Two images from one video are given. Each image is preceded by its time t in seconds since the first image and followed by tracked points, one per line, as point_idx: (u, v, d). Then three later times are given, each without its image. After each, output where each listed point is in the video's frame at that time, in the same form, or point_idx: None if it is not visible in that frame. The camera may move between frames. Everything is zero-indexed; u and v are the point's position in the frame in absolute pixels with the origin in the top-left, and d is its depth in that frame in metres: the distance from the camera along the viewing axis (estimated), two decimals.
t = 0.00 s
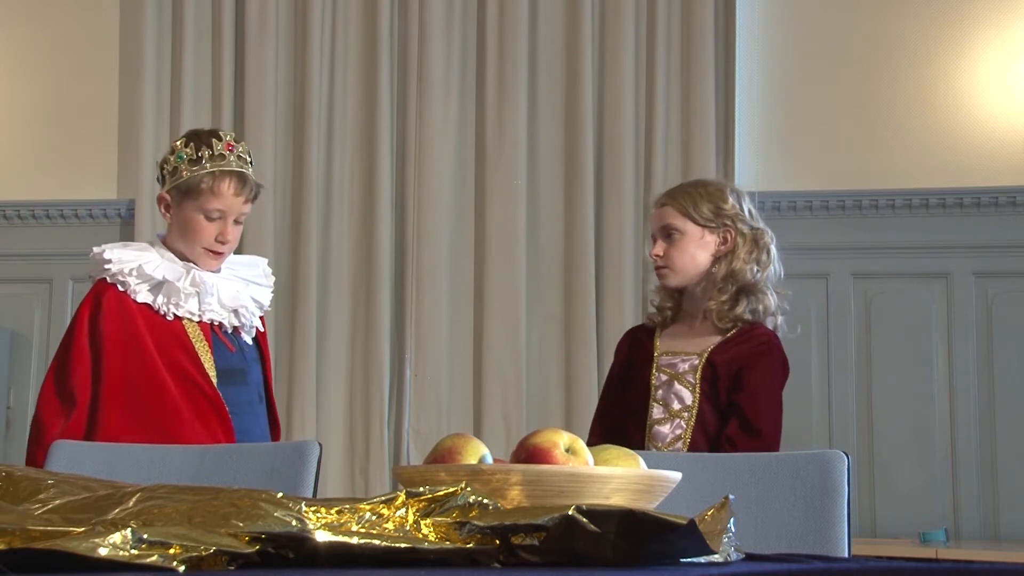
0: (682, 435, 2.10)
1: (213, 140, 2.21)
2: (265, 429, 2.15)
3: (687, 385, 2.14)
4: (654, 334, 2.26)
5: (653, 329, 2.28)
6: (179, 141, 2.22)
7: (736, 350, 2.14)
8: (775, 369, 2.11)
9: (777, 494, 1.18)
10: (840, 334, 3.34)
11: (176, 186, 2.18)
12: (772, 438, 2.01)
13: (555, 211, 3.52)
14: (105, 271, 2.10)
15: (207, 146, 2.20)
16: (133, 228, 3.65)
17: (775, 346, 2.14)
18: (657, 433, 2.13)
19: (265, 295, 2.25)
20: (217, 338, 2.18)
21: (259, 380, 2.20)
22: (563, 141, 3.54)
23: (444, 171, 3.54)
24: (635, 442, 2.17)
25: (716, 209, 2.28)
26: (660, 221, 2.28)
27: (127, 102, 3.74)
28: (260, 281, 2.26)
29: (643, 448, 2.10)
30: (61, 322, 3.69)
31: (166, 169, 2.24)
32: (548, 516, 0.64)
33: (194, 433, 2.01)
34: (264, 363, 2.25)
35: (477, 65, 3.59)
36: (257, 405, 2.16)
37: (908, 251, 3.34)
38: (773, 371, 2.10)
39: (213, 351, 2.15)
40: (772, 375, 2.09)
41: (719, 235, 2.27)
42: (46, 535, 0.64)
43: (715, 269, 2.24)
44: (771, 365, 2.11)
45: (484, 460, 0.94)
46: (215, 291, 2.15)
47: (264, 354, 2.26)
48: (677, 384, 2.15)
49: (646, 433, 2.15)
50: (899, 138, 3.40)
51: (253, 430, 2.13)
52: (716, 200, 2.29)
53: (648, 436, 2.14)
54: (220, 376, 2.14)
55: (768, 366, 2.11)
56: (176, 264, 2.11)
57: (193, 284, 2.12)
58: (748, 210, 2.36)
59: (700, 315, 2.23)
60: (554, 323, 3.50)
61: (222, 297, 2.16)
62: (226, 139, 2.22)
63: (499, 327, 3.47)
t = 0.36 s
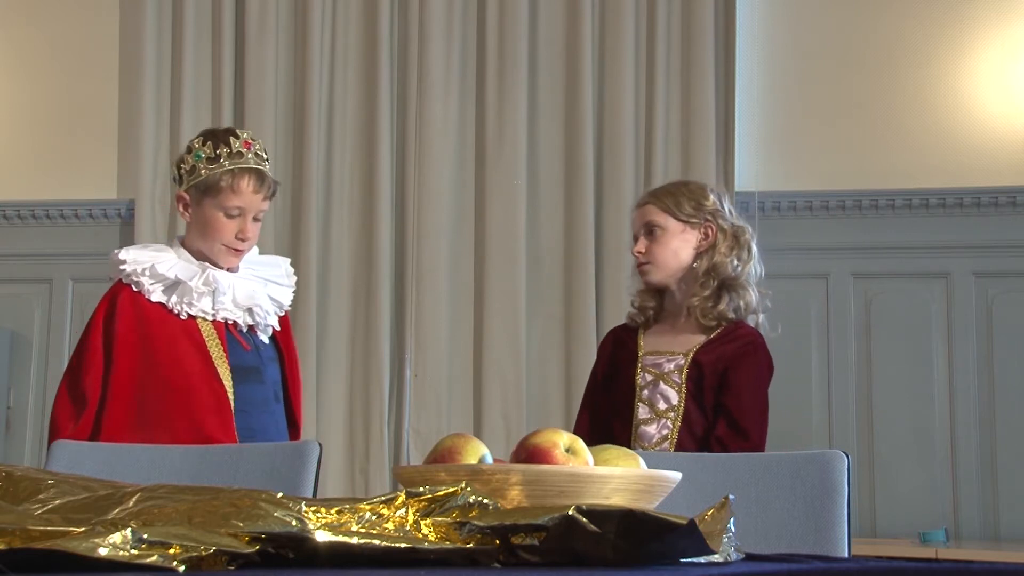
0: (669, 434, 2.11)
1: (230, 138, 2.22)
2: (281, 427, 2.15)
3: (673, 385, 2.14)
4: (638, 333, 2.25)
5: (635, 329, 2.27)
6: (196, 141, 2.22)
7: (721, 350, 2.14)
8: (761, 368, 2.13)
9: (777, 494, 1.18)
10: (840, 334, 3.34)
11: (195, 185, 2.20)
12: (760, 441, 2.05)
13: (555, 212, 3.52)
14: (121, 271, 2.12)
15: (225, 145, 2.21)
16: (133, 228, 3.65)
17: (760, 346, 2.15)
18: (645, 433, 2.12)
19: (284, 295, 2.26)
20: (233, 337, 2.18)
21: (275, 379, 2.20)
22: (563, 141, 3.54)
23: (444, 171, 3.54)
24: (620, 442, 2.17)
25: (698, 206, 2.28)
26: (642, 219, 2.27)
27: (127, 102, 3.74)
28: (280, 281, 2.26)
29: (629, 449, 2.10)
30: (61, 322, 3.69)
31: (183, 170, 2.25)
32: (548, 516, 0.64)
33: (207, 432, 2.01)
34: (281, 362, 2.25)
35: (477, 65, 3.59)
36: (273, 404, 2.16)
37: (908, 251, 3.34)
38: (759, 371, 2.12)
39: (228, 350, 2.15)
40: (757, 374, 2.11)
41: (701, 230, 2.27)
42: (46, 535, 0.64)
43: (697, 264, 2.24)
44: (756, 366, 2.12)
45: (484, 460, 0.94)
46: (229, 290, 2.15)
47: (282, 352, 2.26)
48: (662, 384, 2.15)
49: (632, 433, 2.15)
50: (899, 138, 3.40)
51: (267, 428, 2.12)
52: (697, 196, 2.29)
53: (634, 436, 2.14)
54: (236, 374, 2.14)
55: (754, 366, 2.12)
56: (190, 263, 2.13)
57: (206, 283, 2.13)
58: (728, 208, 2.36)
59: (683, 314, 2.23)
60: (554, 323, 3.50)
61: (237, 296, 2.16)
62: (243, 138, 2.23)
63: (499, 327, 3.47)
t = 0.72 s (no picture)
0: (661, 434, 2.11)
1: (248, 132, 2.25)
2: (300, 428, 2.14)
3: (665, 385, 2.14)
4: (630, 336, 2.25)
5: (627, 330, 2.27)
6: (211, 141, 2.24)
7: (714, 349, 2.15)
8: (754, 368, 2.13)
9: (777, 494, 1.18)
10: (840, 333, 3.35)
11: (221, 185, 2.23)
12: (752, 440, 2.04)
13: (556, 212, 3.52)
14: (143, 274, 2.14)
15: (244, 139, 2.24)
16: (133, 228, 3.65)
17: (753, 345, 2.15)
18: (637, 433, 2.12)
19: (307, 295, 2.23)
20: (251, 338, 2.17)
21: (295, 379, 2.18)
22: (563, 141, 3.54)
23: (444, 171, 3.54)
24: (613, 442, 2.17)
25: (688, 207, 2.27)
26: (633, 220, 2.26)
27: (126, 101, 3.74)
28: (303, 281, 2.24)
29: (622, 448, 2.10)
30: (61, 322, 3.69)
31: (200, 172, 2.26)
32: (548, 517, 0.64)
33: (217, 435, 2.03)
34: (303, 361, 2.23)
35: (477, 65, 3.59)
36: (292, 404, 2.15)
37: (908, 251, 3.34)
38: (752, 371, 2.12)
39: (246, 351, 2.15)
40: (751, 373, 2.11)
41: (691, 231, 2.26)
42: (46, 535, 0.64)
43: (687, 266, 2.24)
44: (749, 365, 2.12)
45: (484, 460, 0.94)
46: (248, 291, 2.15)
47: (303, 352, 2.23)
48: (655, 384, 2.15)
49: (625, 432, 2.15)
50: (899, 138, 3.40)
51: (284, 429, 2.12)
52: (687, 197, 2.28)
53: (626, 436, 2.14)
54: (253, 375, 2.13)
55: (745, 365, 2.12)
56: (210, 265, 2.15)
57: (225, 284, 2.14)
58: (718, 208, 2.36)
59: (674, 315, 2.23)
60: (554, 323, 3.50)
61: (256, 296, 2.15)
62: (257, 130, 2.27)
63: (499, 327, 3.47)
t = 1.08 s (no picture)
0: (659, 435, 2.11)
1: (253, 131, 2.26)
2: (311, 429, 2.15)
3: (663, 386, 2.14)
4: (629, 338, 2.25)
5: (626, 331, 2.27)
6: (217, 142, 2.25)
7: (712, 349, 2.15)
8: (752, 366, 2.12)
9: (777, 494, 1.18)
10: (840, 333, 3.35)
11: (229, 184, 2.23)
12: (749, 440, 2.04)
13: (555, 212, 3.52)
14: (155, 275, 2.14)
15: (251, 138, 2.25)
16: (133, 228, 3.65)
17: (751, 344, 2.15)
18: (635, 434, 2.13)
19: (318, 295, 2.24)
20: (263, 337, 2.17)
21: (306, 379, 2.19)
22: (562, 142, 3.54)
23: (444, 171, 3.54)
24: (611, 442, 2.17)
25: (687, 208, 2.27)
26: (632, 222, 2.26)
27: (126, 101, 3.74)
28: (314, 282, 2.24)
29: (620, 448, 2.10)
30: (61, 321, 3.69)
31: (208, 173, 2.26)
32: (548, 517, 0.64)
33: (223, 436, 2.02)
34: (315, 362, 2.23)
35: (477, 65, 3.59)
36: (304, 405, 2.15)
37: (908, 251, 3.34)
38: (751, 370, 2.12)
39: (259, 351, 2.15)
40: (749, 373, 2.11)
41: (691, 234, 2.26)
42: (46, 535, 0.64)
43: (687, 269, 2.24)
44: (747, 365, 2.11)
45: (484, 460, 0.94)
46: (260, 291, 2.15)
47: (316, 354, 2.24)
48: (653, 385, 2.15)
49: (623, 433, 2.15)
50: (899, 138, 3.40)
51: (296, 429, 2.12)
52: (686, 199, 2.28)
53: (625, 437, 2.14)
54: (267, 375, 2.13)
55: (744, 365, 2.12)
56: (222, 266, 2.14)
57: (237, 284, 2.14)
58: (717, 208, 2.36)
59: (673, 317, 2.23)
60: (554, 323, 3.50)
61: (267, 297, 2.16)
62: (262, 129, 2.28)
63: (499, 327, 3.47)
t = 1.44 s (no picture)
0: (666, 436, 2.10)
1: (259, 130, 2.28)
2: (307, 431, 2.11)
3: (670, 386, 2.14)
4: (635, 339, 2.25)
5: (632, 330, 2.28)
6: (223, 140, 2.26)
7: (718, 349, 2.15)
8: (758, 366, 2.13)
9: (777, 494, 1.18)
10: (840, 333, 3.35)
11: (235, 181, 2.23)
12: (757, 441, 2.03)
13: (555, 212, 3.52)
14: (158, 272, 2.15)
15: (257, 136, 2.27)
16: (133, 228, 3.65)
17: (757, 345, 2.15)
18: (642, 434, 2.12)
19: (321, 297, 2.21)
20: (260, 338, 2.15)
21: (304, 381, 2.16)
22: (563, 142, 3.54)
23: (444, 171, 3.54)
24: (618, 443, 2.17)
25: (692, 207, 2.27)
26: (636, 221, 2.26)
27: (126, 101, 3.74)
28: (319, 283, 2.22)
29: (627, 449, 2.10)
30: (61, 321, 3.69)
31: (214, 172, 2.26)
32: (548, 517, 0.64)
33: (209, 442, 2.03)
34: (315, 365, 2.19)
35: (477, 65, 3.59)
36: (300, 408, 2.12)
37: (908, 251, 3.34)
38: (756, 371, 2.12)
39: (253, 354, 2.13)
40: (755, 373, 2.11)
41: (696, 233, 2.26)
42: (46, 535, 0.64)
43: (692, 267, 2.24)
44: (754, 366, 2.12)
45: (484, 460, 0.94)
46: (259, 291, 2.14)
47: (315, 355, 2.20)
48: (660, 386, 2.15)
49: (630, 434, 2.15)
50: (899, 138, 3.40)
51: (287, 432, 2.09)
52: (690, 198, 2.28)
53: (632, 438, 2.14)
54: (259, 378, 2.11)
55: (750, 366, 2.12)
56: (223, 265, 2.14)
57: (237, 283, 2.13)
58: (722, 206, 2.36)
59: (679, 317, 2.23)
60: (554, 323, 3.50)
61: (267, 296, 2.14)
62: (268, 128, 2.29)
63: (499, 327, 3.47)
